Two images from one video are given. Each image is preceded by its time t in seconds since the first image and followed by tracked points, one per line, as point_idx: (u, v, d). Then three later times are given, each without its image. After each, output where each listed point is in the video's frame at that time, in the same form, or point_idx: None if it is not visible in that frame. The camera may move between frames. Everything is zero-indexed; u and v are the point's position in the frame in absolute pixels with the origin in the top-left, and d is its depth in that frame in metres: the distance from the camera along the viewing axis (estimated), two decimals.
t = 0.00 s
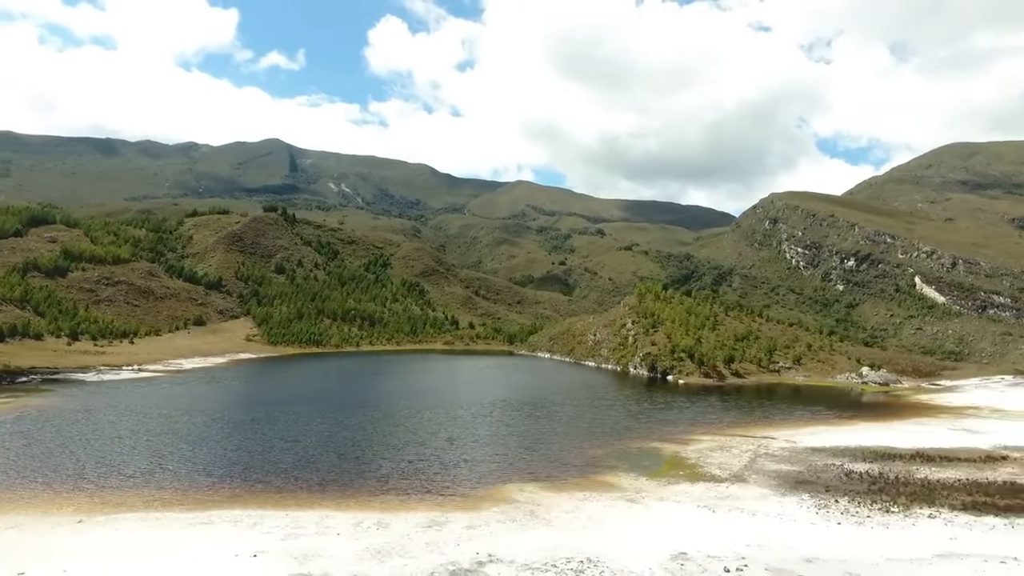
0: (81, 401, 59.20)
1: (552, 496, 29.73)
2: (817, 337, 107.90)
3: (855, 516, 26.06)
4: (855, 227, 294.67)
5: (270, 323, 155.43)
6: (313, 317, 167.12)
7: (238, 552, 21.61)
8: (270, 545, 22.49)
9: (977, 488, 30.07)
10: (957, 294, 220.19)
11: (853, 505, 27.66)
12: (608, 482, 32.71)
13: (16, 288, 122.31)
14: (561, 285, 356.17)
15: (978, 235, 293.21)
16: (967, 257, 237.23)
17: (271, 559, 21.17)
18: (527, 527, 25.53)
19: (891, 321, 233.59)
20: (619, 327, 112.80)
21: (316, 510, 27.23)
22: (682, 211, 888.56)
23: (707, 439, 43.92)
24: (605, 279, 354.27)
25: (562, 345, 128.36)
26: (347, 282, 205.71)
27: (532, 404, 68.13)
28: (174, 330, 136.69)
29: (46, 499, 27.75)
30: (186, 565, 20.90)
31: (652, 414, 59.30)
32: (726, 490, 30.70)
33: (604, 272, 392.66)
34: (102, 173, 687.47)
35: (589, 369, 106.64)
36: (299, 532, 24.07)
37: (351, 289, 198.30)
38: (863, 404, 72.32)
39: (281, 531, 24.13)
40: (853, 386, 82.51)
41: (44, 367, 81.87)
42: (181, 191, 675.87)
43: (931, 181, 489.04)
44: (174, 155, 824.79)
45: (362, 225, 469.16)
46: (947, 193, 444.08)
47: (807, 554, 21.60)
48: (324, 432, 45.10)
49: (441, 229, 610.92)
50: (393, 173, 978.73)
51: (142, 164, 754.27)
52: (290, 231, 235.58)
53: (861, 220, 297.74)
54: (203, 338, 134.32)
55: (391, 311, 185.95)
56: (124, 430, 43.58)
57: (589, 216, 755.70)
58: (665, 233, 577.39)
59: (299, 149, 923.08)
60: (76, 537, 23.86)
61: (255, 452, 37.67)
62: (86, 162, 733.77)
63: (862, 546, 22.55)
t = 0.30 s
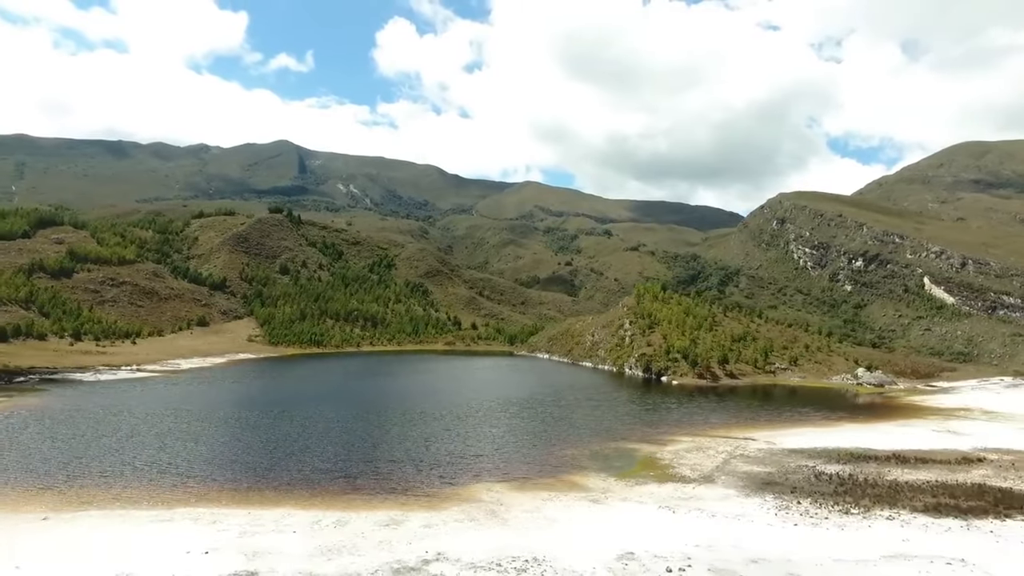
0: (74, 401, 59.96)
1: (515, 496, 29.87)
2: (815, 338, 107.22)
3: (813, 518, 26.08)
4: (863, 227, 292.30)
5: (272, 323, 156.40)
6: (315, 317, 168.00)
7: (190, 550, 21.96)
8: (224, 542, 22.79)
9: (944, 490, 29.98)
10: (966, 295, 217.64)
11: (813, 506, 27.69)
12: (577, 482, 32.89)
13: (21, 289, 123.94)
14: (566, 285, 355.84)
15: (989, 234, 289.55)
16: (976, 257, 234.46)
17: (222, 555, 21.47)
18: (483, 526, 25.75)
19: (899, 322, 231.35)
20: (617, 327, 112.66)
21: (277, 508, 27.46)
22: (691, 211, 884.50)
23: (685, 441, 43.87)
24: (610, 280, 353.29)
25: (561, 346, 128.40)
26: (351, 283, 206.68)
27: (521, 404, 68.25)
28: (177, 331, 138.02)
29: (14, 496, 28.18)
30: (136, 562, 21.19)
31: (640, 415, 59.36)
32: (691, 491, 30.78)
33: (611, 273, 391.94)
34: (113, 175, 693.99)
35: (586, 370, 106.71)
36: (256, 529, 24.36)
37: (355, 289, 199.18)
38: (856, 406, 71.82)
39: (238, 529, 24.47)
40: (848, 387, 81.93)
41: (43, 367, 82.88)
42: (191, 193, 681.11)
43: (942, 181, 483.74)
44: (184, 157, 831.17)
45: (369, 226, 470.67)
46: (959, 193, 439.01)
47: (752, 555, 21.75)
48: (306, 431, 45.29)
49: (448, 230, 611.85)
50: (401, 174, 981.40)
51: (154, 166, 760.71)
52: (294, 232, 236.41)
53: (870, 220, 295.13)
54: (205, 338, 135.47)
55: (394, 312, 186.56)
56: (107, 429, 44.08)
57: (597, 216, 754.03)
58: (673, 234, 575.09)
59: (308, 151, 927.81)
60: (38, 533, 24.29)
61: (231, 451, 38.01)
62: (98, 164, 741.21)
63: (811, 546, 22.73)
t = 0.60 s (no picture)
0: (71, 400, 60.95)
1: (482, 497, 29.97)
2: (818, 339, 106.33)
3: (774, 520, 25.98)
4: (876, 227, 288.87)
5: (278, 324, 157.79)
6: (322, 318, 169.28)
7: (148, 547, 22.36)
8: (183, 541, 23.13)
9: (914, 493, 29.74)
10: (982, 296, 214.46)
11: (777, 509, 27.57)
12: (548, 484, 32.94)
13: (31, 290, 126.11)
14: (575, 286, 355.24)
15: (1005, 234, 285.00)
16: (992, 258, 230.81)
17: (179, 552, 21.81)
18: (444, 526, 25.98)
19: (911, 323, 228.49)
20: (618, 328, 112.55)
21: (244, 508, 27.76)
22: (703, 211, 879.46)
23: (666, 443, 43.77)
24: (619, 280, 352.26)
25: (562, 347, 128.49)
26: (358, 283, 208.02)
27: (514, 404, 68.34)
28: (184, 331, 139.75)
29: None
30: (94, 557, 21.53)
31: (628, 416, 59.33)
32: (659, 493, 30.79)
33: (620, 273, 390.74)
34: (130, 177, 702.92)
35: (586, 371, 106.78)
36: (219, 528, 24.74)
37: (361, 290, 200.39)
38: (852, 408, 71.09)
39: (200, 528, 24.85)
40: (847, 389, 81.13)
41: (47, 367, 84.34)
42: (205, 195, 688.35)
43: (958, 180, 476.90)
44: (199, 159, 840.10)
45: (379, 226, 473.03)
46: (975, 192, 432.34)
47: (700, 557, 21.85)
48: (291, 431, 45.71)
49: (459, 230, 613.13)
50: (413, 175, 985.08)
51: (169, 168, 769.42)
52: (303, 233, 238.18)
53: (882, 220, 291.73)
54: (211, 339, 137.06)
55: (400, 313, 187.43)
56: (96, 429, 44.71)
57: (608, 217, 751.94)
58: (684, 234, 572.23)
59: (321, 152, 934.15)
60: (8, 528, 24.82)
61: (211, 450, 38.46)
62: (115, 166, 751.35)
63: (764, 549, 22.71)
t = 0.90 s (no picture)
0: (80, 398, 62.54)
1: (458, 497, 30.16)
2: (830, 341, 104.62)
3: (743, 524, 25.80)
4: (899, 227, 283.36)
5: (293, 324, 159.83)
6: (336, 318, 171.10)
7: (118, 542, 22.97)
8: (152, 538, 23.58)
9: (894, 498, 29.31)
10: (1009, 297, 209.34)
11: (750, 513, 27.36)
12: (527, 485, 33.02)
13: (54, 291, 129.55)
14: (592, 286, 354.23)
15: None
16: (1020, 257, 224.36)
17: (147, 548, 22.36)
18: (414, 526, 26.24)
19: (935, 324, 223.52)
20: (626, 330, 112.15)
21: (219, 505, 28.22)
22: (725, 211, 869.97)
23: (656, 445, 43.51)
24: (636, 281, 350.44)
25: (571, 348, 128.40)
26: (372, 284, 209.73)
27: (516, 404, 68.57)
28: (200, 331, 142.36)
29: None
30: (67, 551, 22.09)
31: (625, 417, 59.20)
32: (634, 495, 30.76)
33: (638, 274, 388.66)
34: (156, 180, 717.04)
35: (593, 372, 106.65)
36: (190, 525, 25.25)
37: (376, 291, 201.82)
38: (857, 410, 69.92)
39: (173, 525, 25.36)
40: (855, 391, 79.81)
41: (63, 366, 86.64)
42: (229, 197, 699.43)
43: (989, 178, 465.04)
44: (223, 162, 853.91)
45: (398, 228, 476.50)
46: (1006, 190, 421.18)
47: (658, 561, 21.88)
48: (286, 430, 46.33)
49: (477, 231, 614.69)
50: (433, 176, 989.92)
51: (194, 171, 783.48)
52: (320, 235, 240.81)
53: (906, 219, 285.88)
54: (226, 339, 139.41)
55: (413, 313, 188.50)
56: (96, 427, 45.65)
57: (627, 217, 748.00)
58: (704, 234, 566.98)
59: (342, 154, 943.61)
60: None
61: (200, 449, 39.08)
62: (142, 169, 767.32)
63: (726, 552, 22.64)
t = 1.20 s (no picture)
0: (94, 396, 64.31)
1: (438, 497, 30.40)
2: (847, 342, 102.70)
3: (716, 528, 25.62)
4: (930, 225, 276.47)
5: (311, 325, 162.16)
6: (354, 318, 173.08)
7: (98, 536, 23.69)
8: (130, 533, 24.22)
9: (878, 503, 28.77)
10: None
11: (726, 516, 27.13)
12: (510, 484, 33.16)
13: (81, 292, 133.25)
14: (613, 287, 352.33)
15: None
16: None
17: (123, 542, 23.04)
18: (388, 524, 26.52)
19: (966, 325, 217.86)
20: (639, 330, 111.51)
21: (203, 502, 28.87)
22: (750, 211, 858.43)
23: (649, 447, 43.15)
24: (657, 281, 347.64)
25: (585, 349, 128.11)
26: (392, 285, 211.71)
27: (521, 405, 68.67)
28: (221, 331, 145.22)
29: None
30: (46, 544, 22.87)
31: (625, 417, 58.92)
32: (614, 496, 30.65)
33: (660, 274, 385.40)
34: (186, 183, 732.33)
35: (605, 373, 106.26)
36: (170, 522, 25.86)
37: (394, 291, 203.62)
38: (868, 413, 68.58)
39: (154, 520, 26.11)
40: (869, 394, 78.30)
41: (84, 365, 89.06)
42: (256, 199, 711.30)
43: None
44: (251, 165, 868.84)
45: (420, 229, 479.45)
46: None
47: (619, 563, 21.88)
48: (284, 429, 47.14)
49: (500, 232, 615.50)
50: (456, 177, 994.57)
51: (222, 174, 798.36)
52: (340, 236, 243.72)
53: (937, 218, 279.03)
54: (246, 339, 142.04)
55: (431, 313, 189.80)
56: (102, 424, 46.94)
57: (651, 217, 742.48)
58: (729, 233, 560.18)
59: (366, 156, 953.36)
60: None
61: (196, 447, 39.85)
62: (173, 173, 784.38)
63: (691, 555, 22.55)
